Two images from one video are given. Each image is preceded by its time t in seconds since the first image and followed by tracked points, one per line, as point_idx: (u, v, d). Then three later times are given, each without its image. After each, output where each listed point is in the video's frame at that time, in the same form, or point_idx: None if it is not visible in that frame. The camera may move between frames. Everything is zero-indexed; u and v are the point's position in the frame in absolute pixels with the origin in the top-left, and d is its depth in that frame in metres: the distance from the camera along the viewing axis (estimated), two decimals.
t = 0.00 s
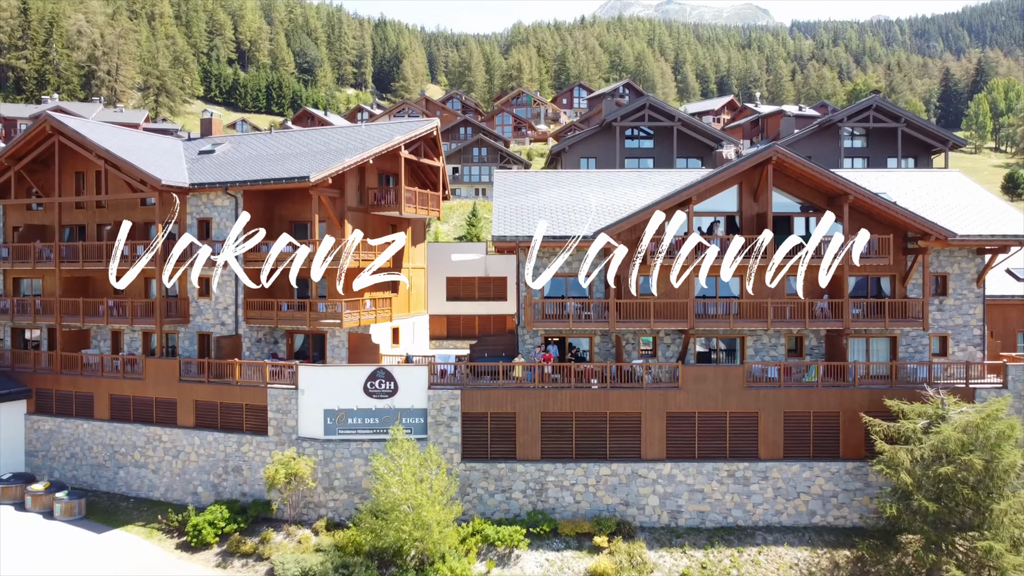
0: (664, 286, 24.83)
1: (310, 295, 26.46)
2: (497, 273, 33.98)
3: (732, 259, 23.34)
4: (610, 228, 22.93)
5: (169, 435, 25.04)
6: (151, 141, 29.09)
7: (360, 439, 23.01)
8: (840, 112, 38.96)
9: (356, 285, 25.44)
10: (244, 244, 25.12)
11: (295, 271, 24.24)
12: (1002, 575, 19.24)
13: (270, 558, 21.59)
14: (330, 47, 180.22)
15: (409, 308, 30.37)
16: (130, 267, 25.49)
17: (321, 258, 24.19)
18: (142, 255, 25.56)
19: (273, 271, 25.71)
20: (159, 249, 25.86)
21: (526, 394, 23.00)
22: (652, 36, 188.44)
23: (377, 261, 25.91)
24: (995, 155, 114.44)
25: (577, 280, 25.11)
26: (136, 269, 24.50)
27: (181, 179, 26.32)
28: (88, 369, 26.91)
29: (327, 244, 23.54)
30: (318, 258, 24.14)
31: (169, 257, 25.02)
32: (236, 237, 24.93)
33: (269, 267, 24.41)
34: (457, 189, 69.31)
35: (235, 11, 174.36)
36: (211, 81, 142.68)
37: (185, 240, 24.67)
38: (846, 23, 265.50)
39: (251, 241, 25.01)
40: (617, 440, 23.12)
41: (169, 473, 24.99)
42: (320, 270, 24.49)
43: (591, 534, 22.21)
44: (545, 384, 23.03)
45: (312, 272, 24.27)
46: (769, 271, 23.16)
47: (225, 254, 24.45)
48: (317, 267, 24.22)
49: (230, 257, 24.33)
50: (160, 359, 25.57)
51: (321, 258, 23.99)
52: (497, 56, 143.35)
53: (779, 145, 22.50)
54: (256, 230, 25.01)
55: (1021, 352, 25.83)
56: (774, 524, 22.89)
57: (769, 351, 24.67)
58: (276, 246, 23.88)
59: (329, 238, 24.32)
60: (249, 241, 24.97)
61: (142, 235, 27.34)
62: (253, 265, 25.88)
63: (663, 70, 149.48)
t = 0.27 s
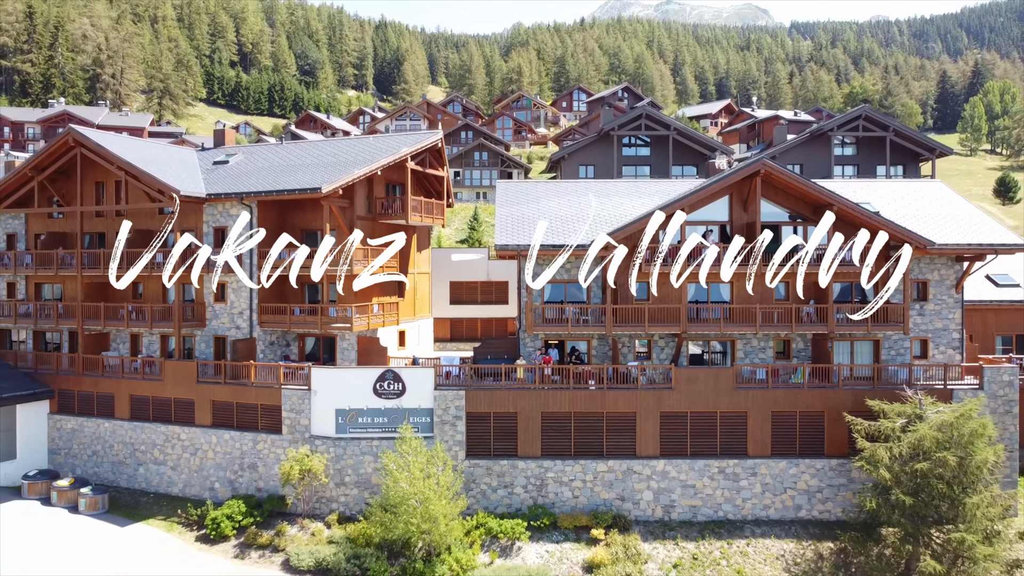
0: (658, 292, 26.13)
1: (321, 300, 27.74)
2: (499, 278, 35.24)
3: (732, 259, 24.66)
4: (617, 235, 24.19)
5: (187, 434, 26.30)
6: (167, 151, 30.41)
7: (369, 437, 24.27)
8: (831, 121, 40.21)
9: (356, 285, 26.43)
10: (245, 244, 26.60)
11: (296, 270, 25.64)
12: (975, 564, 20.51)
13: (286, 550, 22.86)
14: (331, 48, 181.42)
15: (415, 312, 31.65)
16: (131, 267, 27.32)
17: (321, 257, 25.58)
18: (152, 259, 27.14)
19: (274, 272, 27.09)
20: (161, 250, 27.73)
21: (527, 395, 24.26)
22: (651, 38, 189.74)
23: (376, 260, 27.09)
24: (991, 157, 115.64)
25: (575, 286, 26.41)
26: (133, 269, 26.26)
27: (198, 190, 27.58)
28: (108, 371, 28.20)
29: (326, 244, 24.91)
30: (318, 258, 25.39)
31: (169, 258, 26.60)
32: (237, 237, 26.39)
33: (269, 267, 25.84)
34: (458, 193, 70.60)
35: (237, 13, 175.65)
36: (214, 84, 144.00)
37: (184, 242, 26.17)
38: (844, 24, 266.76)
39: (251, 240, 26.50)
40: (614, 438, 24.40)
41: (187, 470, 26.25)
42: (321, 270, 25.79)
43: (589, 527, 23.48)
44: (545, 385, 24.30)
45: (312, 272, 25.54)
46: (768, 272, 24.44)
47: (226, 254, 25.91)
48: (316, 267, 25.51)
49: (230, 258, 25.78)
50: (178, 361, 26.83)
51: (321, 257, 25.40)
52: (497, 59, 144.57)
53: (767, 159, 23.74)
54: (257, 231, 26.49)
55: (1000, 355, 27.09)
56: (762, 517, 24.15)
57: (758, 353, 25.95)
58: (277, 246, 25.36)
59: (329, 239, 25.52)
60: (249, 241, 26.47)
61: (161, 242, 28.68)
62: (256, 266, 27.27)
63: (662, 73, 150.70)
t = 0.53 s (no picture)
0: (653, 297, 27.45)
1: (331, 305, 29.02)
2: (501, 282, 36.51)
3: (732, 259, 25.92)
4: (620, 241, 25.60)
5: (204, 432, 27.59)
6: (182, 162, 31.73)
7: (379, 436, 25.57)
8: (822, 130, 41.52)
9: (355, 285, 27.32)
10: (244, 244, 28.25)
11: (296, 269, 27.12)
12: (950, 555, 21.79)
13: (300, 542, 24.15)
14: (332, 50, 182.59)
15: (420, 315, 32.94)
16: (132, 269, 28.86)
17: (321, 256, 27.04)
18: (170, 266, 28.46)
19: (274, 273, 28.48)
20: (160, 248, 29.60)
21: (528, 395, 25.52)
22: (650, 41, 190.87)
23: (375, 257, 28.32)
24: (986, 160, 116.96)
25: (574, 291, 27.73)
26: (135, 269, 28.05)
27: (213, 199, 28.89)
28: (127, 372, 29.51)
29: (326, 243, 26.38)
30: (318, 257, 26.86)
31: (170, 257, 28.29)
32: (236, 240, 28.06)
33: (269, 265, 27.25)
34: (460, 197, 71.95)
35: (239, 16, 177.02)
36: (216, 86, 145.24)
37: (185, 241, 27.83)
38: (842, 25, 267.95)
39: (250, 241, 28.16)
40: (611, 437, 25.68)
41: (204, 467, 27.53)
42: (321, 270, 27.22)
43: (587, 521, 24.76)
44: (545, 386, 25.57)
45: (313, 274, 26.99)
46: (768, 274, 25.75)
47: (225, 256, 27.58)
48: (317, 268, 26.93)
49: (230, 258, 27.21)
50: (195, 363, 28.09)
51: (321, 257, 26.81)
52: (497, 61, 145.76)
53: (755, 172, 25.06)
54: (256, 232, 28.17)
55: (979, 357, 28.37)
56: (752, 512, 25.44)
57: (748, 356, 27.27)
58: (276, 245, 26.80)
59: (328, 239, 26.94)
60: (247, 243, 28.16)
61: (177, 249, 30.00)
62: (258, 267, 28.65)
63: (660, 75, 152.02)
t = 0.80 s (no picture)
0: (648, 302, 28.82)
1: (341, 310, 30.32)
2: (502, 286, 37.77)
3: (733, 260, 27.23)
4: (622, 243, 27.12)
5: (219, 431, 28.87)
6: (196, 171, 33.11)
7: (387, 435, 26.86)
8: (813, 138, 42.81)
9: (354, 285, 28.48)
10: (243, 244, 29.60)
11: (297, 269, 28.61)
12: (928, 548, 23.06)
13: (312, 535, 25.44)
14: (334, 52, 183.80)
15: (424, 318, 34.23)
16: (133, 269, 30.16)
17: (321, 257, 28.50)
18: (187, 272, 29.79)
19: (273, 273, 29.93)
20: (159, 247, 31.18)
21: (529, 396, 26.80)
22: (649, 43, 192.30)
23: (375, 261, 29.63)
24: (981, 163, 118.32)
25: (573, 296, 29.08)
26: (135, 269, 29.66)
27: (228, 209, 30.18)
28: (145, 374, 30.77)
29: (325, 243, 27.87)
30: (319, 258, 28.30)
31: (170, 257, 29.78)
32: (234, 239, 29.39)
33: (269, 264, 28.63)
34: (461, 200, 73.33)
35: (241, 19, 178.51)
36: (219, 89, 146.55)
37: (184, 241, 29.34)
38: (841, 26, 269.07)
39: (248, 241, 29.58)
40: (608, 435, 27.02)
41: (219, 465, 28.82)
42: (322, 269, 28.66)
43: (585, 515, 26.05)
44: (545, 387, 26.83)
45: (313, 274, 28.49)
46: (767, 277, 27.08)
47: (225, 254, 28.93)
48: (317, 268, 28.37)
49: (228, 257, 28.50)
50: (210, 365, 29.35)
51: (320, 257, 28.23)
52: (497, 65, 147.14)
53: (745, 183, 26.41)
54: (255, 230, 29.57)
55: (960, 359, 29.65)
56: (741, 507, 26.72)
57: (739, 358, 28.60)
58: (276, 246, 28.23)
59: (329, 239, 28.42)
60: (247, 242, 29.51)
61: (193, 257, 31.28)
62: (259, 270, 29.93)
63: (659, 78, 153.42)
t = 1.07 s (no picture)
0: (644, 307, 30.14)
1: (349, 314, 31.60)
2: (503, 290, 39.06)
3: (733, 259, 28.60)
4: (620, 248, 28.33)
5: (233, 430, 30.15)
6: (209, 181, 34.49)
7: (394, 433, 28.15)
8: (805, 146, 44.06)
9: (354, 285, 29.59)
10: (244, 244, 30.86)
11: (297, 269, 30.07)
12: (908, 540, 24.35)
13: (323, 529, 26.72)
14: (335, 54, 184.92)
15: (429, 322, 35.53)
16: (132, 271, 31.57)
17: (322, 257, 29.83)
18: (202, 277, 31.16)
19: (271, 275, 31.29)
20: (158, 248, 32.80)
21: (530, 397, 28.10)
22: (648, 45, 193.44)
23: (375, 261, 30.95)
24: (977, 165, 119.53)
25: (572, 301, 30.39)
26: (135, 269, 31.34)
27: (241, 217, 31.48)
28: (161, 375, 32.04)
29: (326, 244, 29.26)
30: (318, 257, 29.54)
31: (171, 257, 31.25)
32: (234, 239, 30.69)
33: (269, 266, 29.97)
34: (461, 204, 74.60)
35: (242, 21, 179.64)
36: (222, 92, 147.71)
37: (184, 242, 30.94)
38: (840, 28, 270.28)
39: (248, 241, 30.84)
40: (605, 434, 28.33)
41: (233, 462, 30.11)
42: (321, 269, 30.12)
43: (583, 510, 27.33)
44: (545, 388, 28.13)
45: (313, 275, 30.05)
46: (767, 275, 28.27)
47: (226, 253, 30.23)
48: (316, 268, 29.83)
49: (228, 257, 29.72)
50: (224, 367, 30.64)
51: (320, 258, 29.61)
52: (497, 67, 148.30)
53: (736, 193, 27.68)
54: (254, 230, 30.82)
55: (942, 361, 30.95)
56: (732, 502, 28.01)
57: (730, 360, 29.91)
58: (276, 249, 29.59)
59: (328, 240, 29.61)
60: (246, 243, 30.76)
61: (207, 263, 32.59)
62: (271, 276, 31.24)
63: (658, 80, 154.54)
